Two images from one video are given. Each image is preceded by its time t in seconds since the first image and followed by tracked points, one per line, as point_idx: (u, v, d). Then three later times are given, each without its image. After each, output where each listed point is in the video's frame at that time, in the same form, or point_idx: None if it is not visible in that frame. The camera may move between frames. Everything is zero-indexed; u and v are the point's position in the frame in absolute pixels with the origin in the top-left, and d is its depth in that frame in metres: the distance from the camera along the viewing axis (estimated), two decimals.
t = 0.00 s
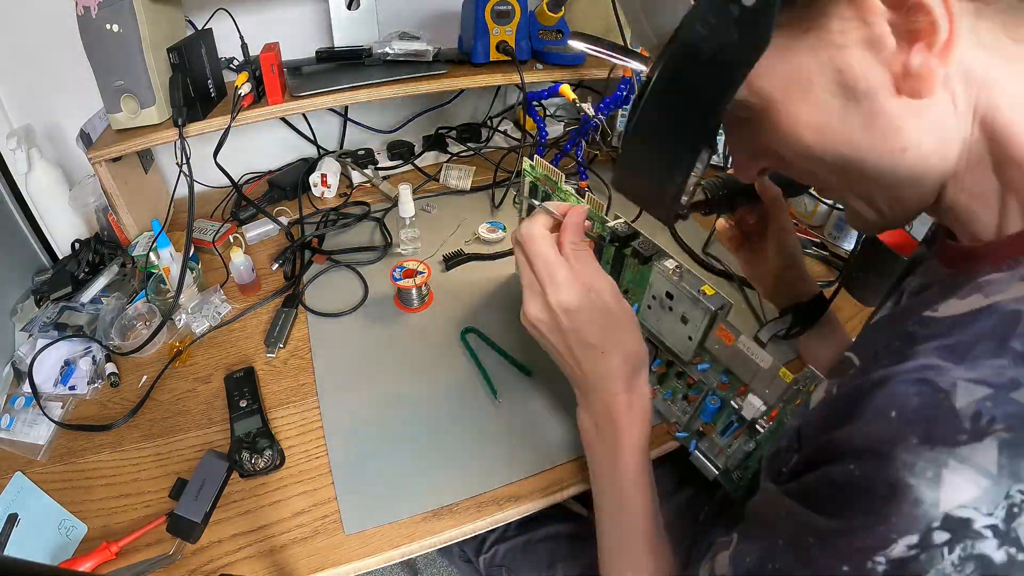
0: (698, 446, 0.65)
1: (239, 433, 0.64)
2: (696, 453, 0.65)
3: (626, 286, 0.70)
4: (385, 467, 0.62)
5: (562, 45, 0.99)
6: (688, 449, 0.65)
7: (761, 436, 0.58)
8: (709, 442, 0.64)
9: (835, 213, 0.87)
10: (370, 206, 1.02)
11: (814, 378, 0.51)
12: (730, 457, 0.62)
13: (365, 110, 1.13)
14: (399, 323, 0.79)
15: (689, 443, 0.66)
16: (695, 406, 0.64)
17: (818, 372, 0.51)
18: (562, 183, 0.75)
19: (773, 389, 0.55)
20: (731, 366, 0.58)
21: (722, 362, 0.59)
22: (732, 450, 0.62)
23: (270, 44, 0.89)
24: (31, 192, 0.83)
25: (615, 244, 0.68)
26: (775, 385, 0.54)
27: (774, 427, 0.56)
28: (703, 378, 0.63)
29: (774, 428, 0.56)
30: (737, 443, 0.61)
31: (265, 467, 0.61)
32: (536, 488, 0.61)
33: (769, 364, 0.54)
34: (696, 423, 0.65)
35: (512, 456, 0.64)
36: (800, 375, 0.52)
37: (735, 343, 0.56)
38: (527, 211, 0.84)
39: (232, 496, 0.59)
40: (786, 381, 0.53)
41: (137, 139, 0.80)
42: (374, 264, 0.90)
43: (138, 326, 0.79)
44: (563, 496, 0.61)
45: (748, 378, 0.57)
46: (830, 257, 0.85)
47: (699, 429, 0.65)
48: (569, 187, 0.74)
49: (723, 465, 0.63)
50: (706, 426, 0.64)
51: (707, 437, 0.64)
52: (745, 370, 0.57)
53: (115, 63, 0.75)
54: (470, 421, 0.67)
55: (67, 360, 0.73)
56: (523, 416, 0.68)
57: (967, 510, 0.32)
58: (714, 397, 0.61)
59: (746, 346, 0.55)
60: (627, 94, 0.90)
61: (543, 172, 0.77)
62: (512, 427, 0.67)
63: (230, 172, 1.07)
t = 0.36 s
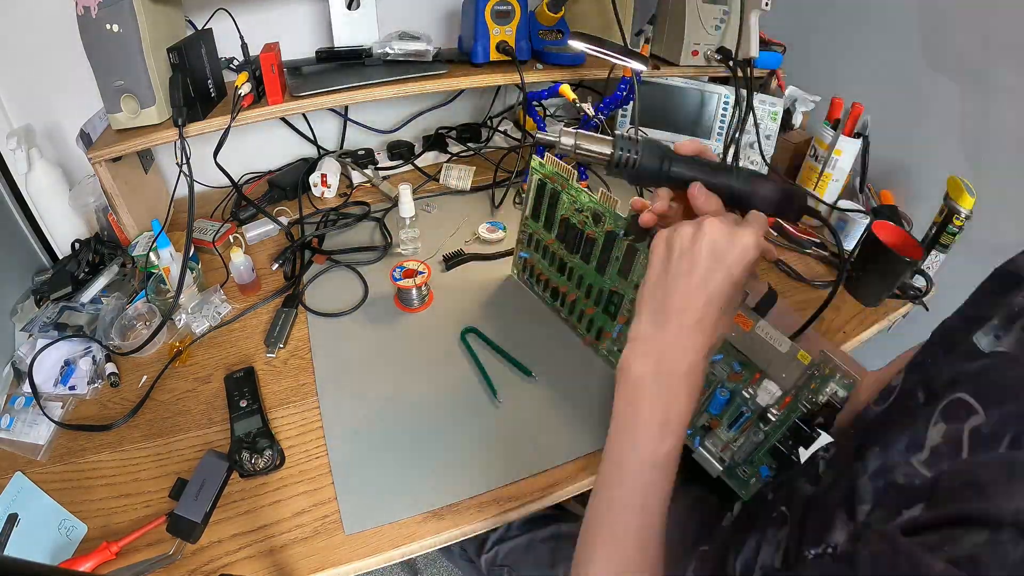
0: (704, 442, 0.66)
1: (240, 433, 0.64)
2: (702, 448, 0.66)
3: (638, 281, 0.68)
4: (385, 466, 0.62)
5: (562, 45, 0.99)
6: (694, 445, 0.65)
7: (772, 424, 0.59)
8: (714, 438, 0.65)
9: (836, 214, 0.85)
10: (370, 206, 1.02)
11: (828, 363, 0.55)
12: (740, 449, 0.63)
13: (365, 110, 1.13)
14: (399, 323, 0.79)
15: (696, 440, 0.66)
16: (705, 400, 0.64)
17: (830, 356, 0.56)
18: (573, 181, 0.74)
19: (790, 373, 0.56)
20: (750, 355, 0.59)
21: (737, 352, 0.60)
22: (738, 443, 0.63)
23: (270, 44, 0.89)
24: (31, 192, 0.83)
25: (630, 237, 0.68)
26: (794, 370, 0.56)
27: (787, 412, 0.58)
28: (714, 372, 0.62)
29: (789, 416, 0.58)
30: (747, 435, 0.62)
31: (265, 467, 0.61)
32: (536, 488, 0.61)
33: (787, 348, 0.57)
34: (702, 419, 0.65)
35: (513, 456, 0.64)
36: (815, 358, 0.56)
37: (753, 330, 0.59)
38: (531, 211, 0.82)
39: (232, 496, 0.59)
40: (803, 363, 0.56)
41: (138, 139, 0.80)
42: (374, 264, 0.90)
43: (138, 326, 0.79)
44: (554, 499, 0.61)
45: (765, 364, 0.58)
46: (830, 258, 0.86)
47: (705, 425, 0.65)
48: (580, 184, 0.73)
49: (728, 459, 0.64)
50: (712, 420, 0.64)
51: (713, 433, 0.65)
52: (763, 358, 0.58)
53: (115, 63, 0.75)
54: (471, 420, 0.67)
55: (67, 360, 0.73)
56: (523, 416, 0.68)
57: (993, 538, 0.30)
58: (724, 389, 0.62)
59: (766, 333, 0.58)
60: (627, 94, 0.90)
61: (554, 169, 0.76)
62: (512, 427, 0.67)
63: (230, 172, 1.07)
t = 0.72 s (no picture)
0: (699, 445, 0.66)
1: (239, 434, 0.64)
2: (697, 451, 0.66)
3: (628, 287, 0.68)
4: (385, 466, 0.62)
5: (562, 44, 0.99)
6: (689, 448, 0.66)
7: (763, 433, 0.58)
8: (710, 441, 0.65)
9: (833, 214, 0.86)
10: (370, 206, 1.02)
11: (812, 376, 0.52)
12: (732, 456, 0.62)
13: (365, 110, 1.13)
14: (398, 323, 0.79)
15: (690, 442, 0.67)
16: (697, 406, 0.64)
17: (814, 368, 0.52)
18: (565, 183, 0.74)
19: (773, 386, 0.55)
20: (734, 366, 0.58)
21: (723, 362, 0.58)
22: (732, 448, 0.62)
23: (271, 44, 0.89)
24: (31, 192, 0.83)
25: (618, 245, 0.67)
26: (777, 383, 0.54)
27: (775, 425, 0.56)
28: (703, 378, 0.62)
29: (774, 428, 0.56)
30: (738, 442, 0.61)
31: (265, 467, 0.61)
32: (536, 488, 0.61)
33: (770, 362, 0.55)
34: (696, 422, 0.65)
35: (512, 455, 0.64)
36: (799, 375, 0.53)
37: (737, 342, 0.56)
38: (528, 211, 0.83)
39: (232, 496, 0.59)
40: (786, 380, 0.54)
41: (138, 139, 0.80)
42: (374, 264, 0.90)
43: (138, 326, 0.79)
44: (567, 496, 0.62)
45: (750, 377, 0.57)
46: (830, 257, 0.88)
47: (699, 428, 0.65)
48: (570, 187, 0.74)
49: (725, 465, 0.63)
50: (706, 425, 0.64)
51: (706, 437, 0.65)
52: (745, 370, 0.56)
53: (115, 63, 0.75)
54: (471, 420, 0.67)
55: (67, 360, 0.73)
56: (523, 416, 0.68)
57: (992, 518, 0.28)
58: (715, 398, 0.61)
59: (747, 348, 0.56)
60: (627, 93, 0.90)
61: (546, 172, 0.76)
62: (512, 427, 0.67)
63: (230, 172, 1.07)
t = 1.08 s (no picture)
0: (696, 448, 0.66)
1: (239, 433, 0.64)
2: (694, 453, 0.66)
3: (616, 292, 0.68)
4: (385, 466, 0.62)
5: (562, 45, 0.99)
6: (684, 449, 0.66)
7: (754, 441, 0.58)
8: (706, 445, 0.65)
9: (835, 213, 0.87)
10: (370, 206, 1.02)
11: (797, 394, 0.51)
12: (726, 460, 0.63)
13: (365, 110, 1.13)
14: (398, 323, 0.79)
15: (686, 445, 0.66)
16: (690, 411, 0.64)
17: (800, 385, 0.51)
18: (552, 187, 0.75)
19: (760, 400, 0.54)
20: (720, 376, 0.58)
21: (710, 370, 0.59)
22: (727, 453, 0.63)
23: (270, 44, 0.89)
24: (31, 192, 0.83)
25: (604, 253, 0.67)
26: (763, 397, 0.54)
27: (765, 435, 0.56)
28: (693, 385, 0.62)
29: (766, 435, 0.56)
30: (731, 448, 0.61)
31: (265, 467, 0.61)
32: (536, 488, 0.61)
33: (753, 378, 0.54)
34: (691, 426, 0.65)
35: (513, 455, 0.64)
36: (783, 389, 0.52)
37: (722, 355, 0.56)
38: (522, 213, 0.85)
39: (232, 496, 0.59)
40: (769, 396, 0.53)
41: (138, 139, 0.80)
42: (374, 264, 0.90)
43: (138, 326, 0.79)
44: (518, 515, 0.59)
45: (735, 388, 0.57)
46: (830, 257, 0.87)
47: (694, 433, 0.65)
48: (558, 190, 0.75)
49: (719, 468, 0.64)
50: (701, 429, 0.64)
51: (703, 439, 0.65)
52: (733, 380, 0.57)
53: (115, 63, 0.75)
54: (471, 420, 0.67)
55: (67, 360, 0.73)
56: (523, 416, 0.68)
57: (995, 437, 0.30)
58: (706, 404, 0.61)
59: (731, 359, 0.55)
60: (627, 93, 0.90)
61: (534, 176, 0.76)
62: (512, 427, 0.67)
63: (230, 172, 1.07)
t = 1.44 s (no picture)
0: (695, 449, 0.66)
1: (239, 433, 0.64)
2: (693, 454, 0.66)
3: (615, 293, 0.69)
4: (385, 466, 0.62)
5: (562, 45, 0.99)
6: (683, 450, 0.66)
7: (752, 443, 0.58)
8: (705, 445, 0.65)
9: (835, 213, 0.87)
10: (370, 206, 1.02)
11: (797, 394, 0.52)
12: (726, 461, 0.63)
13: (365, 110, 1.13)
14: (398, 323, 0.79)
15: (686, 445, 0.66)
16: (689, 411, 0.64)
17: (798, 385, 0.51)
18: (549, 188, 0.75)
19: (758, 402, 0.54)
20: (719, 377, 0.58)
21: (708, 372, 0.59)
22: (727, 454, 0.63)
23: (270, 44, 0.89)
24: (31, 192, 0.83)
25: (602, 253, 0.67)
26: (761, 399, 0.54)
27: (764, 436, 0.56)
28: (692, 387, 0.62)
29: (765, 437, 0.56)
30: (731, 448, 0.61)
31: (265, 467, 0.61)
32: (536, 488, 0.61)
33: (752, 379, 0.54)
34: (690, 427, 0.65)
35: (512, 454, 0.64)
36: (782, 390, 0.52)
37: (720, 357, 0.56)
38: (520, 215, 0.85)
39: (232, 496, 0.59)
40: (768, 397, 0.53)
41: (138, 139, 0.80)
42: (374, 265, 0.90)
43: (138, 326, 0.79)
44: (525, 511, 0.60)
45: (734, 389, 0.57)
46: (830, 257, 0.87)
47: (693, 433, 0.65)
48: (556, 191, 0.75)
49: (718, 468, 0.64)
50: (700, 430, 0.64)
51: (702, 440, 0.65)
52: (731, 383, 0.57)
53: (115, 63, 0.75)
54: (471, 420, 0.67)
55: (67, 360, 0.73)
56: (522, 417, 0.68)
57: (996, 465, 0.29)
58: (705, 405, 0.61)
59: (730, 360, 0.55)
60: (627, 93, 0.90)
61: (531, 176, 0.76)
62: (512, 427, 0.66)
63: (230, 172, 1.07)
